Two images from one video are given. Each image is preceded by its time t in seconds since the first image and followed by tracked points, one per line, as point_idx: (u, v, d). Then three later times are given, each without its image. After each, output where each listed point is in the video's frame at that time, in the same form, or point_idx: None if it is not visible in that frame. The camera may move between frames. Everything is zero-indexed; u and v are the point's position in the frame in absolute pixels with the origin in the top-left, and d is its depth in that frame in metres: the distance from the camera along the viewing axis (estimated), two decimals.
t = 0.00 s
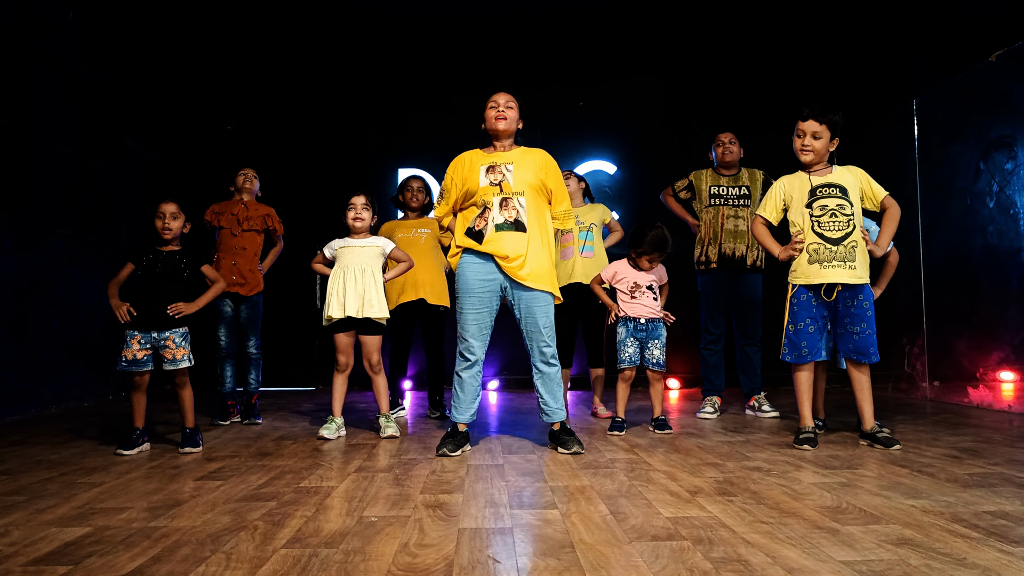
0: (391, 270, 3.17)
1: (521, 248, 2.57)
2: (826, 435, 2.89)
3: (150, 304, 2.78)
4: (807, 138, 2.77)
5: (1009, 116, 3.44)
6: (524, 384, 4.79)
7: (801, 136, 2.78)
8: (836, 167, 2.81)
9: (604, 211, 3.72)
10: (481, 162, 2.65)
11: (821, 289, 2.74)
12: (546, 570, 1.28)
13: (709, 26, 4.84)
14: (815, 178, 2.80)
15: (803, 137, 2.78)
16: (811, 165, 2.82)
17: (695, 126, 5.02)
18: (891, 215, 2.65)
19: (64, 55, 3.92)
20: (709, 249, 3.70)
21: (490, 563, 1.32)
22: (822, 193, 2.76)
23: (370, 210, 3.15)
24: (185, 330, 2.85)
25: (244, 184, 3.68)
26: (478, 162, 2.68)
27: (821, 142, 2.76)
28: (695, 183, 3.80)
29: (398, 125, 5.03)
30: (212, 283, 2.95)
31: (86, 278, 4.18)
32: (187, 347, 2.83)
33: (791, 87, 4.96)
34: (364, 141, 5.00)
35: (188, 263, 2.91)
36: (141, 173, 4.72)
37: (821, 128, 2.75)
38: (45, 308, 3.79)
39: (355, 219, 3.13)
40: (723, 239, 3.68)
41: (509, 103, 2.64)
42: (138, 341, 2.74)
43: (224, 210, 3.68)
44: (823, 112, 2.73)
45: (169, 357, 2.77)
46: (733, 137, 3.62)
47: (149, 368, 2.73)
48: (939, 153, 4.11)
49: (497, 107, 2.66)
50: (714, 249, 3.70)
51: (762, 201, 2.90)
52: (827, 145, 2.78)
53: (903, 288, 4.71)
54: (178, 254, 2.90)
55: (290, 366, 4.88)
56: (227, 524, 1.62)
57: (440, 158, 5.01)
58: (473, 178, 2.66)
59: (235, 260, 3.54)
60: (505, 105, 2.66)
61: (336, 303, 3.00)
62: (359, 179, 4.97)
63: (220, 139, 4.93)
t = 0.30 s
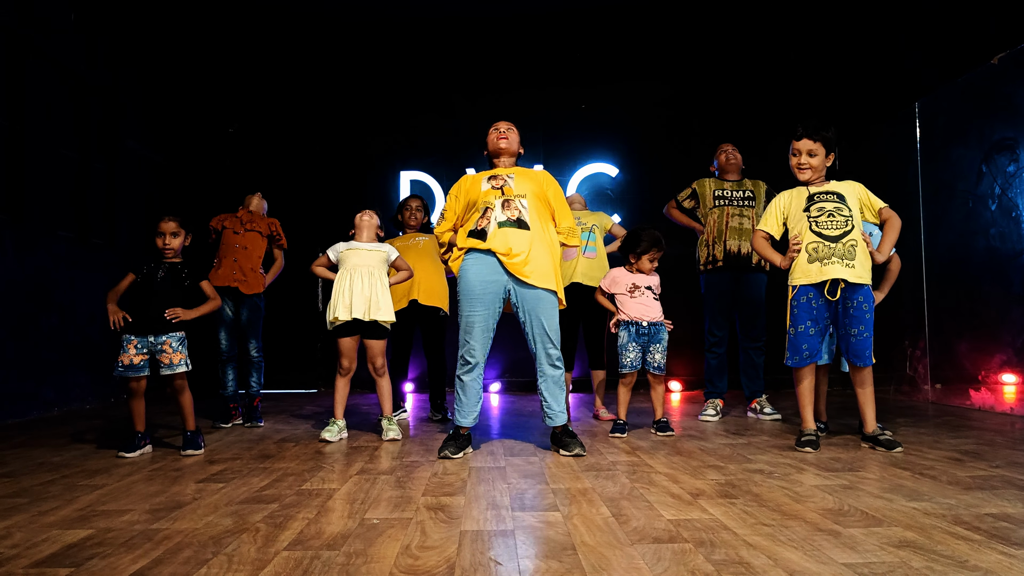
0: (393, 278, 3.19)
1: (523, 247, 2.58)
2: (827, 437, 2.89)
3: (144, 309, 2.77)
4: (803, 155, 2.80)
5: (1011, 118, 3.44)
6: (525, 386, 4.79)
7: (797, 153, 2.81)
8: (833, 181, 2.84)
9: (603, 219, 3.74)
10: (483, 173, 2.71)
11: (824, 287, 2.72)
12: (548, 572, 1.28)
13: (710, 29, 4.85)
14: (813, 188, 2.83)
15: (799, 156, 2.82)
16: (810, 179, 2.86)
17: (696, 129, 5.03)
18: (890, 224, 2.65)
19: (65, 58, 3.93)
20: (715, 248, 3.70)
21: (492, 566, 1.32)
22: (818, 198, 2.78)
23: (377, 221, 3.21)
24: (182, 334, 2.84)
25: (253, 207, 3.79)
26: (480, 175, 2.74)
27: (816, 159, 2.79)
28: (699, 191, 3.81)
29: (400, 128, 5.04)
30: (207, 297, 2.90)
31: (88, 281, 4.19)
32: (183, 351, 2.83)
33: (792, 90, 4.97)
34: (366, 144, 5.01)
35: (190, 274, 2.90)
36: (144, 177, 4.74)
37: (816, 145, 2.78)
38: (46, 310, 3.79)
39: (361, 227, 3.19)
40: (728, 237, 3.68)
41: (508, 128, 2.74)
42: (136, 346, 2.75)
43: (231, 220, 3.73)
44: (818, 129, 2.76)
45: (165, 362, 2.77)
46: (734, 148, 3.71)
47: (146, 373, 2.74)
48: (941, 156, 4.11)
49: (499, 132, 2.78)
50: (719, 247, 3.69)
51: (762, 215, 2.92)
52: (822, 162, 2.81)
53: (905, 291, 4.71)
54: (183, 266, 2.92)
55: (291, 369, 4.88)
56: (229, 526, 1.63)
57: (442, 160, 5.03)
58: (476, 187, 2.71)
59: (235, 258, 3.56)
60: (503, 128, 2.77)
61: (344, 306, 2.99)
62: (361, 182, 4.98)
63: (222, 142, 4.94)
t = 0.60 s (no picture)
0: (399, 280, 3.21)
1: (524, 246, 2.58)
2: (828, 437, 2.89)
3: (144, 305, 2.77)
4: (800, 156, 2.80)
5: (1012, 118, 3.43)
6: (526, 386, 4.79)
7: (794, 153, 2.80)
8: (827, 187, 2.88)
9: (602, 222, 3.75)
10: (485, 174, 2.72)
11: (824, 286, 2.72)
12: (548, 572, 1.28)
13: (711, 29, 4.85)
14: (809, 187, 2.84)
15: (796, 156, 2.81)
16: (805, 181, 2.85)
17: (698, 128, 5.02)
18: (882, 229, 2.72)
19: (65, 58, 3.93)
20: (720, 244, 3.69)
21: (493, 565, 1.32)
22: (816, 198, 2.79)
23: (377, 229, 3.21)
24: (182, 333, 2.84)
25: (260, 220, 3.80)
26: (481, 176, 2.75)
27: (812, 161, 2.79)
28: (699, 201, 3.89)
29: (401, 127, 5.05)
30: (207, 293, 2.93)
31: (89, 281, 4.19)
32: (184, 351, 2.82)
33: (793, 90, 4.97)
34: (368, 144, 5.01)
35: (189, 270, 2.92)
36: (145, 176, 4.74)
37: (813, 147, 2.78)
38: (47, 310, 3.80)
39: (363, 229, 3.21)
40: (732, 232, 3.67)
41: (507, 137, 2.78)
42: (136, 345, 2.75)
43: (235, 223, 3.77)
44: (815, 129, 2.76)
45: (165, 361, 2.76)
46: (732, 169, 3.87)
47: (146, 372, 2.74)
48: (941, 155, 4.11)
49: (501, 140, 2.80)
50: (724, 243, 3.68)
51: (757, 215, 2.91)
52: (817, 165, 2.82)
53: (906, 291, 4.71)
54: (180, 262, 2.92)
55: (292, 369, 4.88)
56: (230, 526, 1.63)
57: (442, 160, 5.03)
58: (478, 189, 2.72)
59: (238, 257, 3.57)
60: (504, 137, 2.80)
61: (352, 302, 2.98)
62: (362, 182, 4.98)
63: (223, 141, 4.94)
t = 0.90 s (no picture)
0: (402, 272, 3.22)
1: (524, 247, 2.58)
2: (829, 436, 2.90)
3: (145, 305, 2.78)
4: (802, 155, 2.81)
5: (1014, 118, 3.43)
6: (527, 385, 4.80)
7: (795, 152, 2.81)
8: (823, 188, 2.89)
9: (607, 213, 3.72)
10: (487, 172, 2.71)
11: (825, 286, 2.71)
12: (548, 571, 1.28)
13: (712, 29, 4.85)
14: (807, 186, 2.86)
15: (796, 154, 2.82)
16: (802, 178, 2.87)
17: (699, 128, 5.03)
18: (878, 231, 2.74)
19: (67, 57, 3.93)
20: (726, 242, 3.69)
21: (494, 564, 1.32)
22: (816, 197, 2.80)
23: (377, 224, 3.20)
24: (184, 331, 2.84)
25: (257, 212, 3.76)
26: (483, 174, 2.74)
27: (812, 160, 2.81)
28: (703, 202, 3.84)
29: (402, 127, 5.05)
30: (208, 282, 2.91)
31: (90, 280, 4.19)
32: (185, 348, 2.83)
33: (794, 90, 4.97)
34: (369, 143, 5.02)
35: (188, 261, 2.90)
36: (146, 175, 4.74)
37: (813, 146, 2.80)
38: (48, 310, 3.80)
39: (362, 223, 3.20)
40: (738, 231, 3.68)
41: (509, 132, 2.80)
42: (137, 341, 2.75)
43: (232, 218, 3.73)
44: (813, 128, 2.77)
45: (167, 358, 2.77)
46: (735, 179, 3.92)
47: (148, 367, 2.74)
48: (942, 155, 4.11)
49: (503, 137, 2.80)
50: (730, 241, 3.68)
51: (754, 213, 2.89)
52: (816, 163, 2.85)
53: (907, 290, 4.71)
54: (177, 252, 2.89)
55: (293, 368, 4.89)
56: (231, 525, 1.63)
57: (443, 159, 5.04)
58: (479, 185, 2.71)
59: (240, 256, 3.56)
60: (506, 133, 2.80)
61: (354, 301, 2.99)
62: (362, 181, 4.99)
63: (224, 140, 4.95)
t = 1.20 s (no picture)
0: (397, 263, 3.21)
1: (526, 251, 2.57)
2: (829, 436, 2.90)
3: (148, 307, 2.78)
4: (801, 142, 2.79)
5: (1014, 118, 3.43)
6: (527, 385, 4.79)
7: (793, 138, 2.79)
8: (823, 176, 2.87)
9: (607, 208, 3.71)
10: (491, 165, 2.65)
11: (824, 287, 2.72)
12: (549, 571, 1.28)
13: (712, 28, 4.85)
14: (808, 181, 2.83)
15: (796, 141, 2.80)
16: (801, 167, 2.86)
17: (699, 127, 5.03)
18: (878, 217, 2.75)
19: (67, 56, 3.93)
20: (719, 245, 3.70)
21: (494, 564, 1.32)
22: (817, 195, 2.78)
23: (374, 207, 3.14)
24: (190, 329, 2.86)
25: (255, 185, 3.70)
26: (486, 164, 2.68)
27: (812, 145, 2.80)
28: (705, 183, 3.82)
29: (403, 127, 5.05)
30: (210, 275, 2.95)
31: (90, 279, 4.19)
32: (191, 346, 2.85)
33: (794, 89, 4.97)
34: (370, 143, 5.02)
35: (188, 257, 2.89)
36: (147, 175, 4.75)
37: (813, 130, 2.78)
38: (48, 309, 3.80)
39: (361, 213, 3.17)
40: (731, 236, 3.68)
41: (516, 105, 2.65)
42: (144, 339, 2.77)
43: (229, 210, 3.66)
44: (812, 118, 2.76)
45: (173, 355, 2.78)
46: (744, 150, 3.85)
47: (154, 364, 2.76)
48: (943, 155, 4.11)
49: (506, 110, 2.68)
50: (722, 245, 3.70)
51: (754, 206, 2.89)
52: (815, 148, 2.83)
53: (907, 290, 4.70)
54: (175, 247, 2.88)
55: (293, 368, 4.89)
56: (231, 525, 1.63)
57: (443, 159, 5.04)
58: (482, 176, 2.66)
59: (246, 260, 3.54)
60: (514, 106, 2.68)
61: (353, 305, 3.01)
62: (363, 181, 4.99)
63: (225, 140, 4.95)
